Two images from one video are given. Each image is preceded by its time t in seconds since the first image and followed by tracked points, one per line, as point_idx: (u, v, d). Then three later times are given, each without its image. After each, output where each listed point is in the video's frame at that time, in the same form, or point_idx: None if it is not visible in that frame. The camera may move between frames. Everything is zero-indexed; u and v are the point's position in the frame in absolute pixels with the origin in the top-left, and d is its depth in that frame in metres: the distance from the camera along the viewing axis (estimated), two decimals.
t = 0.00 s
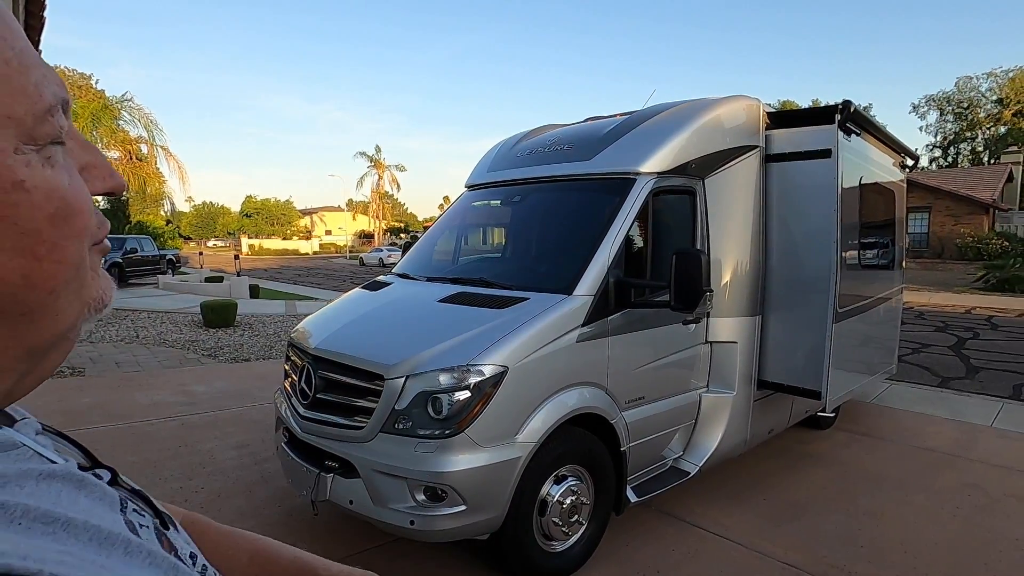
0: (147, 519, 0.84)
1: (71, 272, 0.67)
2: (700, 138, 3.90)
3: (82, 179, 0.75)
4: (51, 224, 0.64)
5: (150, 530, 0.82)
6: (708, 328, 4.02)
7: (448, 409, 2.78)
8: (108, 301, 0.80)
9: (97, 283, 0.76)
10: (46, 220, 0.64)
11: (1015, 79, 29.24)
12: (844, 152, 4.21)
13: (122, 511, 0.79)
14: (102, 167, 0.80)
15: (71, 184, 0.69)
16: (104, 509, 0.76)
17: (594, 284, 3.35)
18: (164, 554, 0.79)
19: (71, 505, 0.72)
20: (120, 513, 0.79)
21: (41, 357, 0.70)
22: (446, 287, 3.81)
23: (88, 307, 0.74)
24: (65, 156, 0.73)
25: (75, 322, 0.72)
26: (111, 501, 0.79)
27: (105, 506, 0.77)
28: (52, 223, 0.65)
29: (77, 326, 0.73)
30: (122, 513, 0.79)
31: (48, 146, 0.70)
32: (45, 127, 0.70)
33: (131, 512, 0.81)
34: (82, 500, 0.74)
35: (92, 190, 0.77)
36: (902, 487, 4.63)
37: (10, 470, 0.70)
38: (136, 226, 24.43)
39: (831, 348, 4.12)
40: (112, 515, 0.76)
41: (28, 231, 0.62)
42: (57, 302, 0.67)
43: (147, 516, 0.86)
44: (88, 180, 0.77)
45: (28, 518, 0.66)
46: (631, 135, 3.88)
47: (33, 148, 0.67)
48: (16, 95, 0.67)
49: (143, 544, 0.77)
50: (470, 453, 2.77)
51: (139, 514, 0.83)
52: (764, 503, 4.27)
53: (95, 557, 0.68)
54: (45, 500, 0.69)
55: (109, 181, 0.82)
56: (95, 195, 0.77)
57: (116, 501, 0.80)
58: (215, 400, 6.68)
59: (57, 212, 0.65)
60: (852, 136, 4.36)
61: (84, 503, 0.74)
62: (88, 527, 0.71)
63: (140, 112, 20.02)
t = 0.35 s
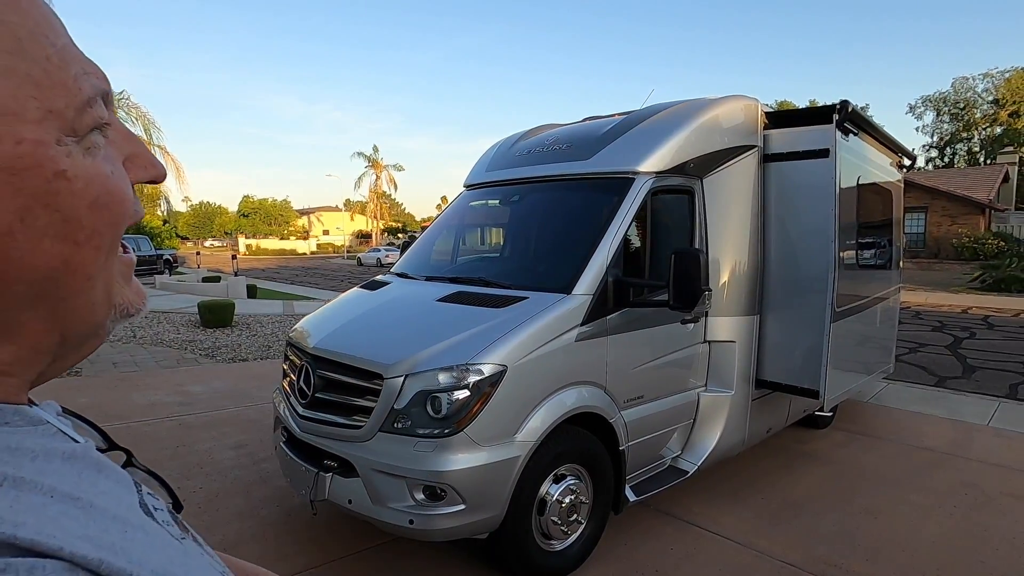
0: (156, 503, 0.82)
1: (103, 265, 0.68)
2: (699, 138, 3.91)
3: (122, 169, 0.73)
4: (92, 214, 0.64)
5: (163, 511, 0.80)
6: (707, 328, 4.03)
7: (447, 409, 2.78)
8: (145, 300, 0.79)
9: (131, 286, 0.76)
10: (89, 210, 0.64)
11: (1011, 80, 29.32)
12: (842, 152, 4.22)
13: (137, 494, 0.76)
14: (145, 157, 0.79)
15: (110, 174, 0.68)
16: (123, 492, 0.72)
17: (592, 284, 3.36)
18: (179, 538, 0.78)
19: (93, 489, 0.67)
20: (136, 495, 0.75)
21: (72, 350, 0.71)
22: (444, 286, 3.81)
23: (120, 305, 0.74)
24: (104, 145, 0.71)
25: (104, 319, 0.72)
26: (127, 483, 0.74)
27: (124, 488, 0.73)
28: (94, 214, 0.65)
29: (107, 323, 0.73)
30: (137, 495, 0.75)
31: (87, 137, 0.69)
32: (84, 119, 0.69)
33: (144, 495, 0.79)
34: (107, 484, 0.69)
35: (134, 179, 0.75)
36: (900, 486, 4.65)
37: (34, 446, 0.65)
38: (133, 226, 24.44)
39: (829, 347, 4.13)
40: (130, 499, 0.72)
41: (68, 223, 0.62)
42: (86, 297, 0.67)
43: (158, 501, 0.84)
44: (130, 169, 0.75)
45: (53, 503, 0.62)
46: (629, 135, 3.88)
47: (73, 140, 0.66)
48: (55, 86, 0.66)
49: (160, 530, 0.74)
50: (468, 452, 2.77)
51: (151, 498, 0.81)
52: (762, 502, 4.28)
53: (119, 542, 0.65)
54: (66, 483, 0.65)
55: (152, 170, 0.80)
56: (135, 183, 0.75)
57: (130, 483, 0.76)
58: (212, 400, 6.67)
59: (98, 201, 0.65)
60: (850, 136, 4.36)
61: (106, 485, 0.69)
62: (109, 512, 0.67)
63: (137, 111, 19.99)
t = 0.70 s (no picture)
0: (155, 514, 0.99)
1: None
2: (701, 137, 3.91)
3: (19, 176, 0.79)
4: None
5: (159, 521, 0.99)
6: (709, 327, 4.02)
7: (450, 408, 2.78)
8: (91, 316, 0.89)
9: (44, 293, 0.82)
10: None
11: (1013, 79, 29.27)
12: (844, 151, 4.22)
13: (129, 506, 0.94)
14: (55, 150, 0.83)
15: None
16: (114, 503, 0.91)
17: (595, 283, 3.35)
18: (169, 549, 0.95)
19: (76, 495, 0.86)
20: (131, 506, 0.94)
21: None
22: (446, 286, 3.80)
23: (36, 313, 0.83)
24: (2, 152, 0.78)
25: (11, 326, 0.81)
26: (123, 492, 0.94)
27: (117, 498, 0.92)
28: None
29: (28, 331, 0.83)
30: (132, 505, 0.95)
31: None
32: None
33: (143, 504, 0.98)
34: (98, 490, 0.89)
35: (25, 178, 0.79)
36: (901, 485, 4.64)
37: (21, 452, 0.84)
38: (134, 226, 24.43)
39: (831, 347, 4.13)
40: (122, 507, 0.92)
41: None
42: None
43: (160, 509, 1.03)
44: (27, 168, 0.80)
45: None
46: (632, 134, 3.88)
47: None
48: None
49: (144, 537, 0.92)
50: (471, 452, 2.77)
51: (151, 507, 1.00)
52: (764, 502, 4.28)
53: (74, 551, 0.80)
54: (36, 492, 0.81)
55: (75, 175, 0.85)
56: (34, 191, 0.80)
57: (130, 491, 0.96)
58: (214, 400, 6.66)
59: None
60: (852, 135, 4.36)
61: (89, 493, 0.88)
62: (78, 522, 0.83)
63: (139, 111, 19.95)
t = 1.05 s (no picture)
0: (169, 514, 1.01)
1: None
2: (706, 137, 3.91)
3: None
4: None
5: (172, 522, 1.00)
6: (714, 327, 4.03)
7: (456, 407, 2.79)
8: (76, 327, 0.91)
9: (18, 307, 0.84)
10: None
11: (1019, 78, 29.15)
12: (849, 151, 4.22)
13: (139, 502, 0.96)
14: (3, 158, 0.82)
15: None
16: (121, 498, 0.93)
17: (600, 283, 3.36)
18: (172, 550, 0.95)
19: (82, 489, 0.89)
20: (140, 503, 0.96)
21: None
22: (452, 286, 3.81)
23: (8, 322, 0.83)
24: None
25: None
26: (134, 489, 0.97)
27: (127, 494, 0.95)
28: None
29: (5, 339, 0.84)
30: (142, 503, 0.97)
31: None
32: None
33: (157, 503, 1.00)
34: (104, 483, 0.92)
35: None
36: (906, 485, 4.64)
37: (35, 442, 0.89)
38: (138, 226, 24.50)
39: (836, 346, 4.13)
40: (128, 503, 0.94)
41: None
42: None
43: (181, 506, 1.05)
44: None
45: None
46: (636, 134, 3.89)
47: None
48: None
49: (147, 534, 0.93)
50: (477, 451, 2.78)
51: (167, 506, 1.02)
52: (768, 501, 4.28)
53: (59, 546, 0.82)
54: (35, 486, 0.85)
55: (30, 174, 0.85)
56: None
57: (146, 489, 1.00)
58: (219, 399, 6.68)
59: None
60: (857, 134, 4.36)
61: (96, 488, 0.91)
62: (74, 515, 0.85)
63: (144, 111, 20.01)
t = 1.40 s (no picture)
0: (214, 495, 0.93)
1: (106, 261, 0.73)
2: (712, 137, 3.91)
3: (127, 169, 0.77)
4: (77, 217, 0.69)
5: (217, 499, 0.93)
6: (721, 326, 4.03)
7: (464, 405, 2.81)
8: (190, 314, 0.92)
9: (171, 280, 0.84)
10: (74, 215, 0.69)
11: None
12: (857, 150, 4.21)
13: (189, 482, 0.88)
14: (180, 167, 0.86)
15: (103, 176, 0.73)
16: (175, 478, 0.85)
17: (607, 283, 3.37)
18: (218, 526, 0.88)
19: (144, 469, 0.81)
20: (190, 482, 0.88)
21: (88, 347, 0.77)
22: (459, 285, 3.83)
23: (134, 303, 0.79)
24: (112, 149, 0.76)
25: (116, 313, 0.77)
26: (182, 468, 0.88)
27: (178, 474, 0.86)
28: (80, 216, 0.70)
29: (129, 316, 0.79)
30: (191, 482, 0.89)
31: (92, 140, 0.74)
32: (86, 122, 0.73)
33: (202, 482, 0.92)
34: (157, 462, 0.83)
35: (163, 191, 0.82)
36: (914, 485, 4.63)
37: (99, 426, 0.78)
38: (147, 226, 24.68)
39: (843, 346, 4.13)
40: (182, 483, 0.86)
41: (53, 223, 0.68)
42: (91, 286, 0.72)
43: (219, 486, 0.98)
44: (161, 182, 0.82)
45: (40, 483, 0.69)
46: (643, 134, 3.89)
47: (68, 145, 0.71)
48: (49, 94, 0.71)
49: (198, 514, 0.86)
50: (484, 449, 2.80)
51: (210, 485, 0.94)
52: (776, 501, 4.28)
53: (131, 529, 0.75)
54: (104, 464, 0.76)
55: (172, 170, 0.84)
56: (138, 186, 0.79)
57: (191, 468, 0.91)
58: (228, 397, 6.73)
59: (86, 205, 0.70)
60: (865, 134, 4.35)
61: (156, 469, 0.82)
62: (139, 494, 0.77)
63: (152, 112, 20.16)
